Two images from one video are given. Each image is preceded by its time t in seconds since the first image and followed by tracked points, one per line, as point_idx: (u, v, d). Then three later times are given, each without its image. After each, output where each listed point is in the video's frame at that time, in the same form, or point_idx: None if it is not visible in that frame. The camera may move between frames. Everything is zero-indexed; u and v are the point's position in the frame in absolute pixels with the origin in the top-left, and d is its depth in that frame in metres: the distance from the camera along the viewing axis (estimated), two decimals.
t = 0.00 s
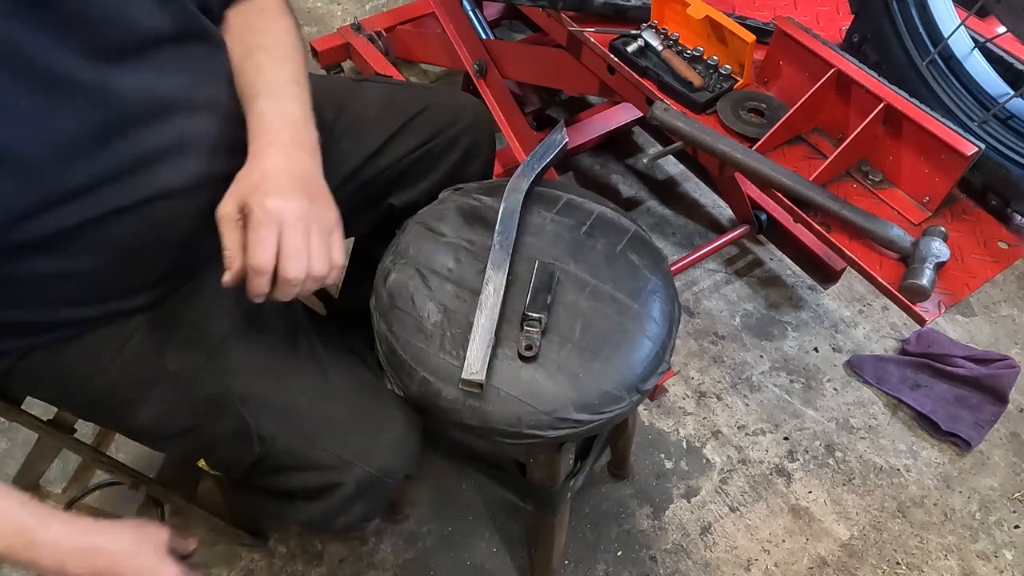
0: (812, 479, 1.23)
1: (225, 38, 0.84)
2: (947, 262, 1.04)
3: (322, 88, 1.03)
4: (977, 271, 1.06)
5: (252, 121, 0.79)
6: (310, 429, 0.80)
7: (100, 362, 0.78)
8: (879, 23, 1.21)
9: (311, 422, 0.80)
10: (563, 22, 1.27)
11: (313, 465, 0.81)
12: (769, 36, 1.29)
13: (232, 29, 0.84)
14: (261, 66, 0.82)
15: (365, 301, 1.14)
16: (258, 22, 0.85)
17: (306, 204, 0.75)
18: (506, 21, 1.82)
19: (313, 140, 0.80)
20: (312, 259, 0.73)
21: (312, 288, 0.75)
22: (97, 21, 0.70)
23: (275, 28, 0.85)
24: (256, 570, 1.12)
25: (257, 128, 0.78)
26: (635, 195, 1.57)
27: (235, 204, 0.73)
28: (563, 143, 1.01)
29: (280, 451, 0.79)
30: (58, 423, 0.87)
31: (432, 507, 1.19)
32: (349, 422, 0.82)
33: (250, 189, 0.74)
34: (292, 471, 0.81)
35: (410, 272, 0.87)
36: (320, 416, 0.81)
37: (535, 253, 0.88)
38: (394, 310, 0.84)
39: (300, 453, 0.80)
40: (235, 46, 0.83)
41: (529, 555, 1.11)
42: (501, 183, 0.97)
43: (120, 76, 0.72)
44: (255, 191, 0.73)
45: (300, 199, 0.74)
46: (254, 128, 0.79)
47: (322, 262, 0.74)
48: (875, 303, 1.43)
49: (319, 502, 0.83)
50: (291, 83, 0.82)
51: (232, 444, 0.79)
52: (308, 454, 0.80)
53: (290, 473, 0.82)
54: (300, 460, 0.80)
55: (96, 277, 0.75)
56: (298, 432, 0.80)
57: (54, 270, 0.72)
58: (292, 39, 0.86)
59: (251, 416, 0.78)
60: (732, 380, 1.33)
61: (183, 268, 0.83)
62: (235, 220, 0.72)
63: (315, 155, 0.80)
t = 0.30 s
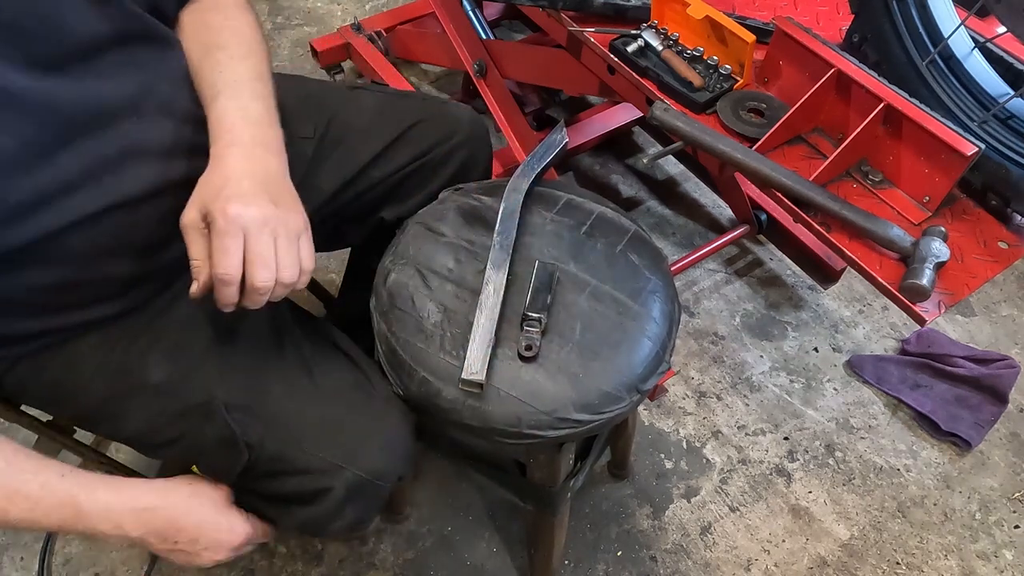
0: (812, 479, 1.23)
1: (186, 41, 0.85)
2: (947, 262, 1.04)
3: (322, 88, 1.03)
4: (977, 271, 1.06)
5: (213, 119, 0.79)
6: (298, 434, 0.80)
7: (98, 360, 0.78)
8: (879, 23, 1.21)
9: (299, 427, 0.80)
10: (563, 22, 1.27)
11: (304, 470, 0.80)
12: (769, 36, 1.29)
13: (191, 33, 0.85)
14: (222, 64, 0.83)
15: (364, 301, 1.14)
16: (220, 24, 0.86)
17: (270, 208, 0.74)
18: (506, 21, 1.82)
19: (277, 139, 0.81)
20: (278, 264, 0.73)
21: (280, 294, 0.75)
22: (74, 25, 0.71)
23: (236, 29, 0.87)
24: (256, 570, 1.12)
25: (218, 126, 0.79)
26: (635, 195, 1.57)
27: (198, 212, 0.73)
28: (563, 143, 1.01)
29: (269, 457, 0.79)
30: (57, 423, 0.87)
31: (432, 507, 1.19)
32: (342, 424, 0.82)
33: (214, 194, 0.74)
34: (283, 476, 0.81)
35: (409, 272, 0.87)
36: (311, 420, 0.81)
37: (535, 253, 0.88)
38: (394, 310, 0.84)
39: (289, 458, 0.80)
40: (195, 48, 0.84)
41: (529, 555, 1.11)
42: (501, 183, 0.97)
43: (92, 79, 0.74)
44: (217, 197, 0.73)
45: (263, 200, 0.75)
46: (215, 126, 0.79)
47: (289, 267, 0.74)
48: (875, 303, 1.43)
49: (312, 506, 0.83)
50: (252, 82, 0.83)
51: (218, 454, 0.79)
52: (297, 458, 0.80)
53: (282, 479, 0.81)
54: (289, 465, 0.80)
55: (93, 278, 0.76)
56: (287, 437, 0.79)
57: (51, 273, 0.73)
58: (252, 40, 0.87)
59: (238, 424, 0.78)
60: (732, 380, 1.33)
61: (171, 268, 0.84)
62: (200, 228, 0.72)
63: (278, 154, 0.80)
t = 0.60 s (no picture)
0: (812, 479, 1.23)
1: (171, 40, 0.85)
2: (947, 262, 1.04)
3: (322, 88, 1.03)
4: (977, 271, 1.06)
5: (186, 119, 0.79)
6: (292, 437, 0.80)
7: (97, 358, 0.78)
8: (879, 23, 1.21)
9: (294, 429, 0.80)
10: (564, 22, 1.27)
11: (297, 472, 0.81)
12: (769, 36, 1.29)
13: (175, 32, 0.85)
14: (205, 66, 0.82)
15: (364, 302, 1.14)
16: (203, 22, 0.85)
17: (230, 213, 0.72)
18: (506, 21, 1.82)
19: (251, 140, 0.80)
20: (236, 272, 0.71)
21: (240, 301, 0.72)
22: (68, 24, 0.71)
23: (220, 30, 0.86)
24: (256, 570, 1.12)
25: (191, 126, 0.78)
26: (635, 195, 1.57)
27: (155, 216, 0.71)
28: (564, 143, 1.01)
29: (261, 460, 0.80)
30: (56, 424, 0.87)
31: (432, 506, 1.19)
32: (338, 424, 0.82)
33: (173, 196, 0.72)
34: (276, 478, 0.82)
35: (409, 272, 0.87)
36: (307, 422, 0.81)
37: (535, 253, 0.88)
38: (394, 310, 0.84)
39: (283, 461, 0.80)
40: (179, 48, 0.84)
41: (529, 555, 1.11)
42: (501, 183, 0.97)
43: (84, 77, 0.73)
44: (175, 201, 0.71)
45: (224, 204, 0.72)
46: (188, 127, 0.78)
47: (246, 276, 0.71)
48: (875, 303, 1.43)
49: (305, 509, 0.83)
50: (231, 82, 0.82)
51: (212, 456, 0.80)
52: (291, 462, 0.80)
53: (278, 479, 0.82)
54: (282, 468, 0.80)
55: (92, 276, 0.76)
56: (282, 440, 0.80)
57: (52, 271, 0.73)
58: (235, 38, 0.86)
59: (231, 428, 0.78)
60: (732, 380, 1.33)
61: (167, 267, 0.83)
62: (158, 231, 0.70)
63: (248, 157, 0.78)
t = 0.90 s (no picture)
0: (812, 479, 1.23)
1: (182, 44, 0.85)
2: (947, 262, 1.04)
3: (322, 89, 1.03)
4: (977, 271, 1.06)
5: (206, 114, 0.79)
6: (292, 433, 0.80)
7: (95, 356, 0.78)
8: (879, 23, 1.21)
9: (296, 424, 0.80)
10: (564, 22, 1.27)
11: (297, 466, 0.81)
12: (769, 36, 1.29)
13: (188, 38, 0.86)
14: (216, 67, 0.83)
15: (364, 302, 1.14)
16: (217, 29, 0.87)
17: (261, 194, 0.72)
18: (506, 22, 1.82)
19: (272, 132, 0.80)
20: (269, 252, 0.71)
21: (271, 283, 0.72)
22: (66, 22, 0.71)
23: (234, 36, 0.87)
24: (256, 570, 1.12)
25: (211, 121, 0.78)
26: (635, 195, 1.57)
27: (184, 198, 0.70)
28: (564, 143, 1.01)
29: (262, 453, 0.80)
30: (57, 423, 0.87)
31: (432, 506, 1.19)
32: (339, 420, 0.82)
33: (203, 180, 0.71)
34: (276, 472, 0.82)
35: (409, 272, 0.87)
36: (308, 418, 0.81)
37: (534, 253, 0.88)
38: (394, 310, 0.84)
39: (283, 455, 0.80)
40: (191, 51, 0.85)
41: (529, 555, 1.11)
42: (500, 183, 0.97)
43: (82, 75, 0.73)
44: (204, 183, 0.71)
45: (253, 188, 0.72)
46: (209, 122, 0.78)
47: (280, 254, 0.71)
48: (875, 303, 1.43)
49: (305, 502, 0.83)
50: (248, 81, 0.83)
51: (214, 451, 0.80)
52: (291, 455, 0.80)
53: (279, 478, 0.82)
54: (282, 462, 0.80)
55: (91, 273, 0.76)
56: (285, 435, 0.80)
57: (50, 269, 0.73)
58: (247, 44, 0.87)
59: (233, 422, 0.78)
60: (732, 380, 1.33)
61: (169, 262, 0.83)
62: (190, 214, 0.69)
63: (271, 147, 0.79)
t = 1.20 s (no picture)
0: (812, 479, 1.23)
1: (229, 44, 0.88)
2: (947, 262, 1.04)
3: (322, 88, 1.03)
4: (977, 271, 1.06)
5: (297, 99, 0.86)
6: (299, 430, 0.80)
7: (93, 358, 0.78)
8: (879, 23, 1.21)
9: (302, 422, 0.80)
10: (563, 22, 1.27)
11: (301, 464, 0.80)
12: (769, 36, 1.29)
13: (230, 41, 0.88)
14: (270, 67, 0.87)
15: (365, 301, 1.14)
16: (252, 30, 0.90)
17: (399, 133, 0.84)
18: (506, 22, 1.82)
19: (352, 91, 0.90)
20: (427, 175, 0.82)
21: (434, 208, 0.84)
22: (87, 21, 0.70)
23: (267, 33, 0.90)
24: (256, 570, 1.12)
25: (309, 106, 0.85)
26: (635, 195, 1.57)
27: (348, 160, 0.81)
28: (564, 143, 1.01)
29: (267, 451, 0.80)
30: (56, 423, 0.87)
31: (432, 507, 1.19)
32: (342, 417, 0.82)
33: (351, 140, 0.82)
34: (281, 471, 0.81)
35: (409, 272, 0.87)
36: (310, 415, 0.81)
37: (534, 253, 0.88)
38: (394, 311, 0.84)
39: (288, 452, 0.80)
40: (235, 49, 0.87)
41: (529, 555, 1.11)
42: (500, 183, 0.97)
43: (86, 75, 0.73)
44: (360, 144, 0.81)
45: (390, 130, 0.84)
46: (309, 107, 0.85)
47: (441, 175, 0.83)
48: (875, 303, 1.43)
49: (311, 502, 0.83)
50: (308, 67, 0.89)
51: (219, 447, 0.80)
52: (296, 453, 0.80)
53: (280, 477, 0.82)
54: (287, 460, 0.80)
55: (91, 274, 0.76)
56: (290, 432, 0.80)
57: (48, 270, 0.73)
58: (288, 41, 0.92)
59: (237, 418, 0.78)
60: (732, 380, 1.33)
61: (178, 260, 0.83)
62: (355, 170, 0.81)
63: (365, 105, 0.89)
